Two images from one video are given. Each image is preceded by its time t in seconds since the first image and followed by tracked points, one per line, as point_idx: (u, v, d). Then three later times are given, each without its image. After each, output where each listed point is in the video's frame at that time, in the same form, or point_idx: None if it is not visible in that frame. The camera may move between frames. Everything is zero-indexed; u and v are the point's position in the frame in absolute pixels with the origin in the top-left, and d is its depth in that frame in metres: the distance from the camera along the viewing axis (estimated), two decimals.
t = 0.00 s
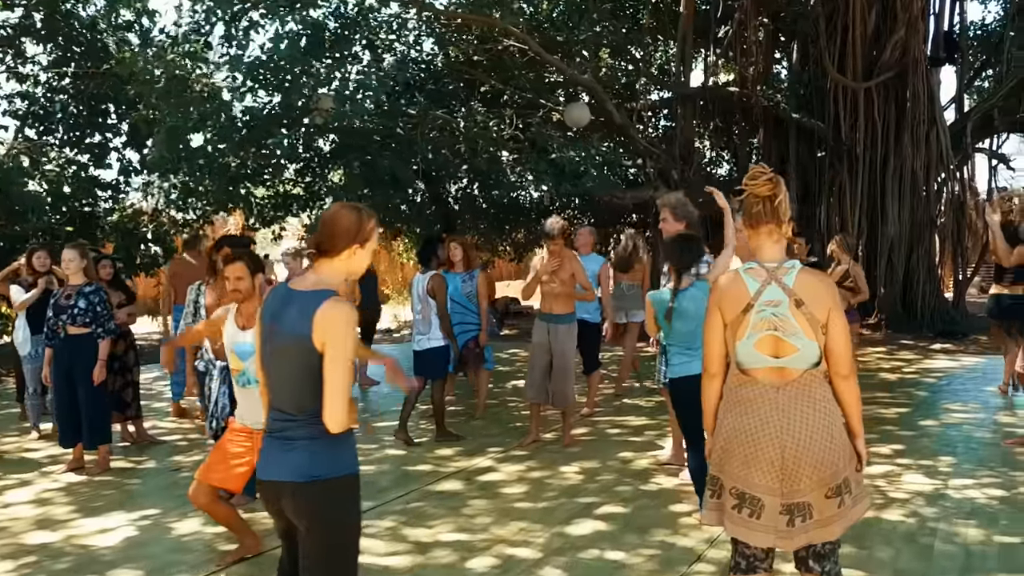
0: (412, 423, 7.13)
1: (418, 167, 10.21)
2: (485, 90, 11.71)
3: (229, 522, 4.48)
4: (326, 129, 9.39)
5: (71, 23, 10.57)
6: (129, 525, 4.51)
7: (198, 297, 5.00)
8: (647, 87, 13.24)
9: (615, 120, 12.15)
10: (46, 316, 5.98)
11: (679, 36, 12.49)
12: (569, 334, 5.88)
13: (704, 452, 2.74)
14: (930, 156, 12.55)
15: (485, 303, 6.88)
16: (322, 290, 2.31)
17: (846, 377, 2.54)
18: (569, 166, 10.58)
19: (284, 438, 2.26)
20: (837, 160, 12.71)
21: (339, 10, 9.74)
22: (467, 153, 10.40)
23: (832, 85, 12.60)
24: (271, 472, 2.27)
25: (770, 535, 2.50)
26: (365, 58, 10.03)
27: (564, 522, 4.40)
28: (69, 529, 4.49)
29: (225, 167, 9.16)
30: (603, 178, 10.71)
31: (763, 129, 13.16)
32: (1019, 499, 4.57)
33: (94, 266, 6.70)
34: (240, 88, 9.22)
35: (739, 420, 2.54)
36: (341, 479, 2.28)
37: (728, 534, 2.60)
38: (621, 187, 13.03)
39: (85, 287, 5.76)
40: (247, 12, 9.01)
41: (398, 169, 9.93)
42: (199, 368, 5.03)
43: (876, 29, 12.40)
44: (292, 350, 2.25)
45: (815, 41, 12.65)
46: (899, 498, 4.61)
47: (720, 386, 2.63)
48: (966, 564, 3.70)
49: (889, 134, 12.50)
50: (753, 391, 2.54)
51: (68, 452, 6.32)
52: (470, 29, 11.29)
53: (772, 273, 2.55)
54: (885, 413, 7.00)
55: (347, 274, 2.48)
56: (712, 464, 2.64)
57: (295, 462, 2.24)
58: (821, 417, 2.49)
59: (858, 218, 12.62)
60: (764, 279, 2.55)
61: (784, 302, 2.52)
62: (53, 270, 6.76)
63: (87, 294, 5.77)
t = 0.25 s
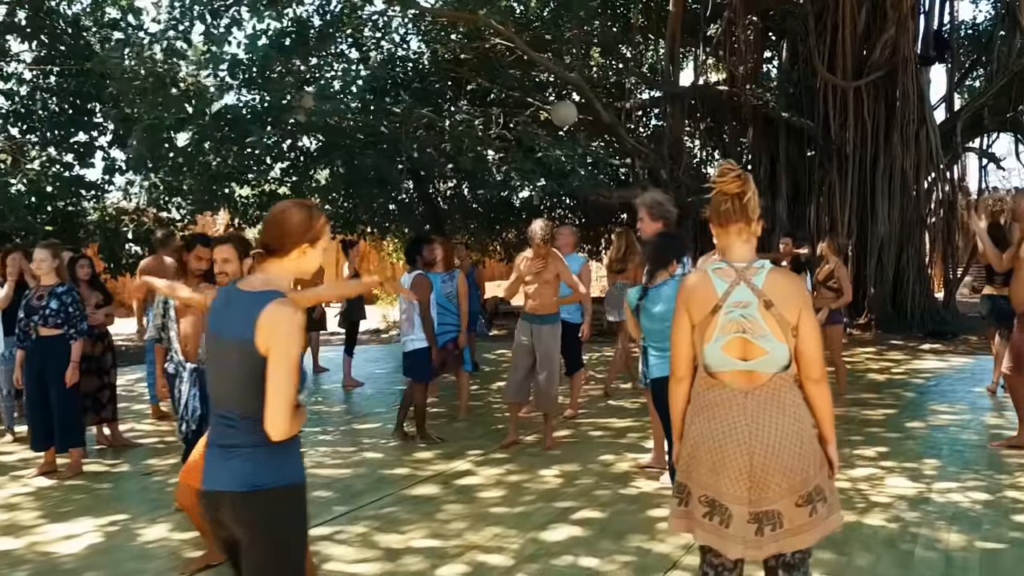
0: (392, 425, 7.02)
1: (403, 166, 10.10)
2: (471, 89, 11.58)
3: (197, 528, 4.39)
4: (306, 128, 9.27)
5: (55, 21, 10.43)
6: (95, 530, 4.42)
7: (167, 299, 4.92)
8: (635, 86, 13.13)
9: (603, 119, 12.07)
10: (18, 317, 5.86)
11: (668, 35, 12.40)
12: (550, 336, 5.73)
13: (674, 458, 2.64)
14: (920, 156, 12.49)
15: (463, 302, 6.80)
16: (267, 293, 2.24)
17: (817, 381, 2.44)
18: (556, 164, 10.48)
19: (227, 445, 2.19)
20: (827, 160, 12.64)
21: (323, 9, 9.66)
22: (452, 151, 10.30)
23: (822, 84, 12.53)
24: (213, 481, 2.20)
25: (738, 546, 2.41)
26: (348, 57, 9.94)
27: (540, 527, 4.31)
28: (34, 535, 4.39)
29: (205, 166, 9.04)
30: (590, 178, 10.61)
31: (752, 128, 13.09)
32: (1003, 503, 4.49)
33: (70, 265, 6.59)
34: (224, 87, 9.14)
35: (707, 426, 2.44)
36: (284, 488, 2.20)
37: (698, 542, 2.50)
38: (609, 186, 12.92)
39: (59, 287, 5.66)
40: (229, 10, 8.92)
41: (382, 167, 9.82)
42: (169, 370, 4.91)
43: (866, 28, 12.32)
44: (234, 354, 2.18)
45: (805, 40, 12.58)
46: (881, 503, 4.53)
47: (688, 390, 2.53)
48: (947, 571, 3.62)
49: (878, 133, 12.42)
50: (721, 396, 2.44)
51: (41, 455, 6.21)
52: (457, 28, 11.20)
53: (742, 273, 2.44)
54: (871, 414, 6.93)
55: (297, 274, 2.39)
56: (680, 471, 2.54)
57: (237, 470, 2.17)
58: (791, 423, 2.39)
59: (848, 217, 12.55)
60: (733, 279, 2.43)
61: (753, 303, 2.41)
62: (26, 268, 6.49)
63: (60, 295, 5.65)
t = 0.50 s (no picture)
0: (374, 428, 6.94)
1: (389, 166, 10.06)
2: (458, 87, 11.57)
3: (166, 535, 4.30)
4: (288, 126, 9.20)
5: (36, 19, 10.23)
6: (62, 537, 4.32)
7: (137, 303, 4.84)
8: (625, 86, 13.04)
9: (591, 119, 11.99)
10: None
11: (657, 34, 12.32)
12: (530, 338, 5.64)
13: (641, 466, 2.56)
14: (910, 156, 12.43)
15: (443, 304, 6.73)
16: (216, 295, 2.16)
17: (788, 387, 2.35)
18: (542, 164, 10.40)
19: (167, 453, 2.10)
20: (817, 159, 12.59)
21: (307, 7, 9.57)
22: (438, 150, 10.23)
23: (811, 84, 12.46)
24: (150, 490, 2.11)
25: (705, 557, 2.32)
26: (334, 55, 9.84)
27: (516, 533, 4.23)
28: None
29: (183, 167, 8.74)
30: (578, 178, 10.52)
31: (741, 128, 13.03)
32: (986, 507, 4.43)
33: (49, 266, 6.29)
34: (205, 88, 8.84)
35: (673, 434, 2.36)
36: (226, 499, 2.14)
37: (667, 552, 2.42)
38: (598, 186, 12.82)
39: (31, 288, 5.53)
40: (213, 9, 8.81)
41: (367, 167, 9.80)
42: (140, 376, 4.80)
43: (855, 27, 12.26)
44: (179, 357, 2.09)
45: (794, 39, 12.52)
46: (864, 508, 4.46)
47: (655, 396, 2.45)
48: None
49: (868, 134, 12.37)
50: (688, 402, 2.35)
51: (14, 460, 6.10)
52: (444, 27, 11.12)
53: (710, 276, 2.36)
54: (857, 416, 6.87)
55: (247, 276, 2.32)
56: (647, 480, 2.46)
57: (176, 479, 2.08)
58: (760, 430, 2.30)
59: (838, 217, 12.49)
60: (701, 281, 2.35)
61: (721, 306, 2.33)
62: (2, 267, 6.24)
63: (32, 297, 5.52)
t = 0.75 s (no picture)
0: (355, 430, 6.86)
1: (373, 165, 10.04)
2: (444, 86, 11.57)
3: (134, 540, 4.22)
4: (269, 124, 9.01)
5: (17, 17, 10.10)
6: (28, 543, 4.23)
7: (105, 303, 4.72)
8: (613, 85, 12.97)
9: (578, 118, 11.92)
10: None
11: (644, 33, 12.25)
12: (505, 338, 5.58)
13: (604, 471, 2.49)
14: (898, 156, 12.39)
15: (423, 309, 6.66)
16: (165, 297, 2.08)
17: (753, 391, 2.28)
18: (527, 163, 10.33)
19: (106, 459, 2.02)
20: (805, 159, 12.56)
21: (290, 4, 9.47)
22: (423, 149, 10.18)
23: (800, 83, 12.41)
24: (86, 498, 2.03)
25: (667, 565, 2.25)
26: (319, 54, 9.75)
27: (490, 538, 4.17)
28: None
29: (163, 166, 8.53)
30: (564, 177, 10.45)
31: (730, 127, 13.00)
32: (967, 510, 4.37)
33: (29, 266, 6.11)
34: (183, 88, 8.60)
35: (636, 438, 2.29)
36: (169, 508, 2.06)
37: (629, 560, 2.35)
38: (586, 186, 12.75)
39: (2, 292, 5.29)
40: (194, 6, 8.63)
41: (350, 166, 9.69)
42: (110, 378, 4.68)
43: (844, 26, 12.20)
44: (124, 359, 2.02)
45: (782, 38, 12.46)
46: (844, 511, 4.40)
47: (618, 400, 2.38)
48: None
49: (856, 133, 12.33)
50: (651, 406, 2.28)
51: None
52: (430, 25, 11.04)
53: (674, 276, 2.28)
54: (842, 417, 6.81)
55: (198, 278, 2.22)
56: (609, 486, 2.38)
57: (115, 486, 2.00)
58: (724, 436, 2.24)
59: (827, 216, 12.44)
60: (664, 282, 2.28)
61: (684, 308, 2.26)
62: None
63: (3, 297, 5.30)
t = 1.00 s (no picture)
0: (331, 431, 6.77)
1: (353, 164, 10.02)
2: (426, 84, 11.49)
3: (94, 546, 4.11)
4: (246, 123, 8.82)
5: None
6: None
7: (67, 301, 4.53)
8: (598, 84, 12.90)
9: (561, 116, 11.84)
10: None
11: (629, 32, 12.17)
12: (476, 340, 5.50)
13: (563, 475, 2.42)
14: (882, 155, 12.36)
15: (401, 309, 6.51)
16: (102, 294, 1.98)
17: (714, 392, 2.21)
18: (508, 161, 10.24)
19: (34, 463, 1.94)
20: (789, 158, 12.54)
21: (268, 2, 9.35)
22: (403, 147, 10.11)
23: (784, 82, 12.37)
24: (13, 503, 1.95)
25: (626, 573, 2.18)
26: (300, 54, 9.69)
27: (459, 542, 4.08)
28: None
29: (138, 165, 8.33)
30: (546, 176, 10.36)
31: (715, 126, 12.99)
32: (944, 512, 4.32)
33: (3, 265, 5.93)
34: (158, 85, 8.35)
35: (594, 442, 2.22)
36: (101, 514, 1.99)
37: (587, 566, 2.27)
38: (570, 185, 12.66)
39: None
40: None
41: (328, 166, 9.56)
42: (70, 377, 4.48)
43: (828, 25, 12.16)
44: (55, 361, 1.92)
45: (766, 37, 12.43)
46: (820, 514, 4.34)
47: (577, 401, 2.30)
48: None
49: (840, 133, 12.29)
50: (610, 408, 2.21)
51: None
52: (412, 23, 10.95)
53: (633, 274, 2.21)
54: (822, 417, 6.75)
55: (136, 277, 2.12)
56: (567, 490, 2.31)
57: (44, 491, 1.93)
58: (682, 440, 2.17)
59: (811, 215, 12.42)
60: (622, 280, 2.21)
61: (642, 307, 2.18)
62: None
63: None
